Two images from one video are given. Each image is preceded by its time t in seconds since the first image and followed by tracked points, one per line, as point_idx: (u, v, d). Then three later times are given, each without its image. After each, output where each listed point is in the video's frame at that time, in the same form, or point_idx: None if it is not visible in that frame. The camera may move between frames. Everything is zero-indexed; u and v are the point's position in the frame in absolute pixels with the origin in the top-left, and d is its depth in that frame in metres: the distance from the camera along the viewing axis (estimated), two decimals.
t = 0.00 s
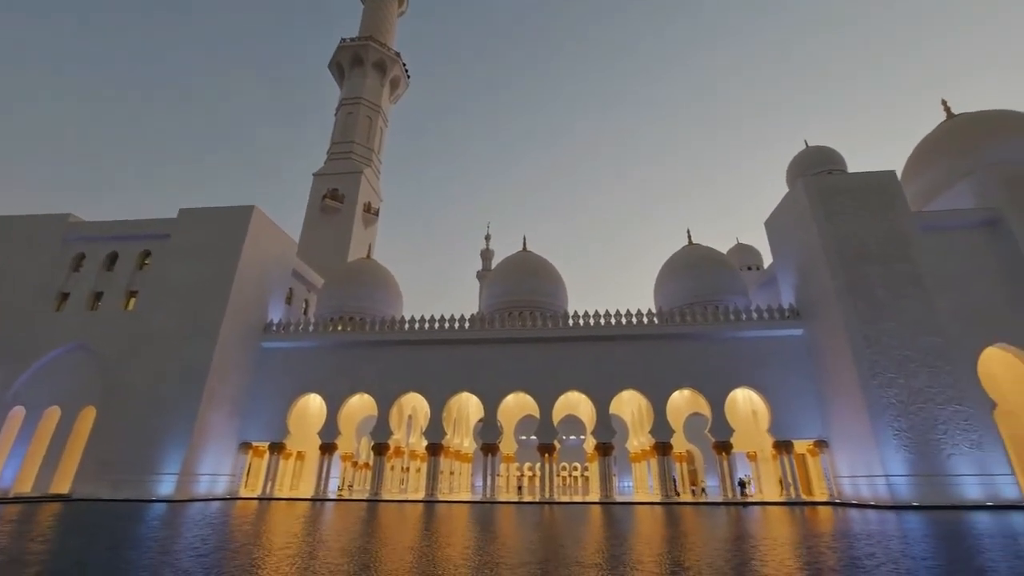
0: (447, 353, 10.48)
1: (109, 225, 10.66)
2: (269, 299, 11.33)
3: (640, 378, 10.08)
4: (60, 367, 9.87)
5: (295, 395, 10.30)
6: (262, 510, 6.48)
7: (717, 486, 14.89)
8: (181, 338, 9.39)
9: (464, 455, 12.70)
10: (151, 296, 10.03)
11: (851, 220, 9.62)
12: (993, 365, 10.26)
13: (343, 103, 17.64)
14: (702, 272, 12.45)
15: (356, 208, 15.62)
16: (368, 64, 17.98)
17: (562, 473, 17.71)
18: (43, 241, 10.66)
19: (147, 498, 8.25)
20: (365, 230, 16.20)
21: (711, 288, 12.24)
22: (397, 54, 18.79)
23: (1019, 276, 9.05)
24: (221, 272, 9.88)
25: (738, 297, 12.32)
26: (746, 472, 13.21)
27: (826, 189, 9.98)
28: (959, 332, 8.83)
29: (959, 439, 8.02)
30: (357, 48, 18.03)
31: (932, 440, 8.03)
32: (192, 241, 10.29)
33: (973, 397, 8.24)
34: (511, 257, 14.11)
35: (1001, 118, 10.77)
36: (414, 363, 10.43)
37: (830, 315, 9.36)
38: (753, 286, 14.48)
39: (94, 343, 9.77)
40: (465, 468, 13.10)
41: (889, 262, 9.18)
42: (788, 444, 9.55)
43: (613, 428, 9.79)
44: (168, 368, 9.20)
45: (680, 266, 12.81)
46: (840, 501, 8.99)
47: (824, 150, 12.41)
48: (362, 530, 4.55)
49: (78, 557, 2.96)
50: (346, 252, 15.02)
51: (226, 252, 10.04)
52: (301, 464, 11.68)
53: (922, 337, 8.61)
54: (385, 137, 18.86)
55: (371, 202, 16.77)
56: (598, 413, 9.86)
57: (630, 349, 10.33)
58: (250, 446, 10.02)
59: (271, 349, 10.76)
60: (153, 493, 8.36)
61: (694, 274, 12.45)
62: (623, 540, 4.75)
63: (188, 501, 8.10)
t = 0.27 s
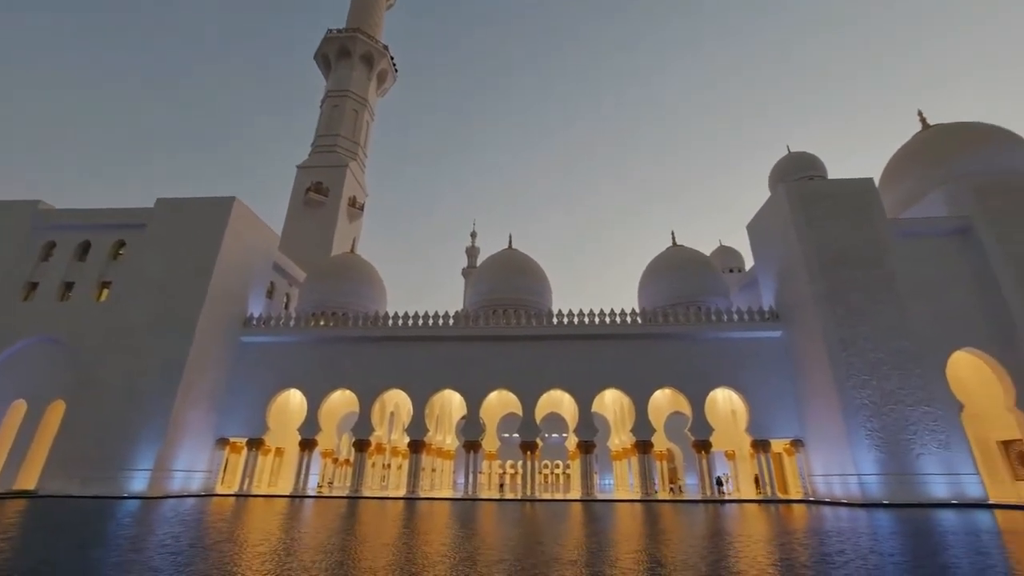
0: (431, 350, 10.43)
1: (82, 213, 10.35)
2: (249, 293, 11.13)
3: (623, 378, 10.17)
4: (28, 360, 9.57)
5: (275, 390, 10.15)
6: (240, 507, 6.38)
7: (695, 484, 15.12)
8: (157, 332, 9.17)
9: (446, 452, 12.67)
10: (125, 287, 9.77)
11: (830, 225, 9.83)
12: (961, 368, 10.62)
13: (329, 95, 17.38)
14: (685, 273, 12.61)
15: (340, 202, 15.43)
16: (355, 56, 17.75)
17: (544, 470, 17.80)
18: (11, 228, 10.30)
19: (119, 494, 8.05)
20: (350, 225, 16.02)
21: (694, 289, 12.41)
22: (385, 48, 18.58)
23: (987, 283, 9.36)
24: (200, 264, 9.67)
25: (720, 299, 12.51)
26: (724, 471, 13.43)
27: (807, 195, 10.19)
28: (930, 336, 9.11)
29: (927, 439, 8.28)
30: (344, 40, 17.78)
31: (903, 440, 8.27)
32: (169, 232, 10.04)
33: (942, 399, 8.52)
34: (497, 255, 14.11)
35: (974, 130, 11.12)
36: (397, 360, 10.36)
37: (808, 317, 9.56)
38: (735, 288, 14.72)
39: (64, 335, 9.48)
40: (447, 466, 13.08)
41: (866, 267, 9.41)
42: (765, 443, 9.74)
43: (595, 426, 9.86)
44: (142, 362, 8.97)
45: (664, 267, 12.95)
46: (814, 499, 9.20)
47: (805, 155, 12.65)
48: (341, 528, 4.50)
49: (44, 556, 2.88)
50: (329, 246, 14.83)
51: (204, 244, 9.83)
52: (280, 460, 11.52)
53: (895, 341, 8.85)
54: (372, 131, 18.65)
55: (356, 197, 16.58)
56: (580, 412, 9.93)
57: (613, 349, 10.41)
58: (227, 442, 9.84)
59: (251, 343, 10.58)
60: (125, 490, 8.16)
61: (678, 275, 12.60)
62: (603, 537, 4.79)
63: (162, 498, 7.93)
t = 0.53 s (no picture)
0: (418, 349, 10.38)
1: (59, 205, 10.09)
2: (233, 289, 10.96)
3: (609, 377, 10.23)
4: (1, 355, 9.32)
5: (258, 388, 10.01)
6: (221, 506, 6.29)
7: (679, 483, 15.28)
8: (136, 327, 8.99)
9: (432, 451, 12.63)
10: (103, 281, 9.55)
11: (814, 228, 10.01)
12: (937, 370, 10.89)
13: (317, 90, 17.18)
14: (671, 273, 12.73)
15: (327, 197, 15.26)
16: (344, 50, 17.56)
17: (530, 469, 17.85)
18: None
19: (95, 494, 7.87)
20: (337, 221, 15.86)
21: (680, 289, 12.53)
22: (374, 43, 18.40)
23: (963, 287, 9.61)
24: (182, 259, 9.49)
25: (705, 299, 12.65)
26: (708, 470, 13.59)
27: (791, 198, 10.35)
28: (908, 338, 9.32)
29: (905, 438, 8.47)
30: (332, 33, 17.58)
31: (881, 440, 8.45)
32: (150, 226, 9.84)
33: (918, 400, 8.73)
34: (485, 253, 14.10)
35: (952, 137, 11.39)
36: (383, 358, 10.29)
37: (791, 318, 9.71)
38: (720, 289, 14.90)
39: (39, 329, 9.25)
40: (432, 464, 13.04)
41: (847, 270, 9.60)
42: (748, 442, 9.88)
43: (581, 425, 9.91)
44: (121, 358, 8.79)
45: (651, 267, 13.07)
46: (795, 497, 9.36)
47: (790, 159, 12.85)
48: (325, 526, 4.46)
49: (16, 557, 2.81)
50: (316, 242, 14.67)
51: (186, 239, 9.65)
52: (263, 459, 11.37)
53: (875, 343, 9.04)
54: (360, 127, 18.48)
55: (344, 193, 16.42)
56: (567, 411, 9.96)
57: (600, 348, 10.46)
58: (209, 440, 9.69)
59: (234, 340, 10.42)
60: (102, 489, 7.99)
61: (664, 275, 12.72)
62: (587, 535, 4.82)
63: (140, 497, 7.78)
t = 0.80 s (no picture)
0: (404, 346, 10.33)
1: (35, 196, 9.82)
2: (215, 284, 10.78)
3: (595, 376, 10.29)
4: None
5: (240, 385, 9.87)
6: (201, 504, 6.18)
7: (663, 481, 15.43)
8: (114, 322, 8.79)
9: (418, 449, 12.58)
10: (80, 274, 9.32)
11: (797, 231, 10.17)
12: (914, 372, 11.15)
13: (304, 83, 16.96)
14: (658, 274, 12.85)
15: (314, 193, 15.08)
16: (332, 44, 17.35)
17: (515, 468, 17.90)
18: None
19: (70, 492, 7.69)
20: (323, 216, 15.70)
21: (666, 290, 12.65)
22: (363, 37, 18.21)
23: (940, 291, 9.85)
24: (163, 253, 9.30)
25: (691, 300, 12.78)
26: (691, 468, 13.75)
27: (776, 201, 10.50)
28: (886, 341, 9.53)
29: (881, 439, 8.67)
30: (320, 26, 17.35)
31: (859, 439, 8.64)
32: (130, 218, 9.63)
33: (895, 401, 8.94)
34: (473, 251, 14.07)
35: (931, 144, 11.67)
36: (369, 355, 10.22)
37: (774, 320, 9.87)
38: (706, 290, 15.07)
39: (12, 323, 9.00)
40: (417, 462, 12.99)
41: (829, 273, 9.78)
42: (730, 441, 10.02)
43: (567, 424, 9.96)
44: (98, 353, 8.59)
45: (638, 268, 13.17)
46: (775, 496, 9.52)
47: (775, 164, 13.04)
48: (308, 525, 4.41)
49: None
50: (301, 238, 14.50)
51: (167, 232, 9.46)
52: (245, 456, 11.22)
53: (854, 345, 9.23)
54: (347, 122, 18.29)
55: (331, 188, 16.24)
56: (553, 410, 10.00)
57: (586, 347, 10.51)
58: (189, 438, 9.52)
59: (217, 336, 10.25)
60: (76, 487, 7.80)
61: (651, 276, 12.83)
62: (571, 533, 4.84)
63: (116, 495, 7.62)
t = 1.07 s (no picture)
0: (393, 343, 10.28)
1: (12, 186, 9.57)
2: (200, 278, 10.62)
3: (583, 374, 10.33)
4: None
5: (225, 381, 9.74)
6: (185, 501, 6.10)
7: (650, 479, 15.57)
8: (95, 316, 8.62)
9: (406, 446, 12.54)
10: (59, 268, 9.12)
11: (784, 232, 10.30)
12: (895, 371, 11.37)
13: (292, 76, 16.75)
14: (647, 272, 12.93)
15: (302, 187, 14.91)
16: (321, 37, 17.15)
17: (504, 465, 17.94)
18: None
19: (48, 489, 7.54)
20: (311, 211, 15.53)
21: (655, 288, 12.74)
22: (353, 30, 17.99)
23: (921, 292, 10.05)
24: (147, 246, 9.14)
25: (680, 299, 12.88)
26: (677, 466, 13.86)
27: (763, 202, 10.62)
28: (869, 341, 9.70)
29: (863, 436, 8.84)
30: (309, 18, 17.13)
31: (841, 437, 8.80)
32: (112, 210, 9.44)
33: (877, 399, 9.11)
34: (463, 248, 14.03)
35: (914, 148, 11.89)
36: (357, 352, 10.15)
37: (760, 319, 9.99)
38: (694, 289, 15.21)
39: None
40: (406, 459, 12.96)
41: (814, 274, 9.92)
42: (717, 439, 10.13)
43: (555, 421, 10.00)
44: (78, 348, 8.42)
45: (627, 266, 13.24)
46: (760, 492, 9.66)
47: (763, 165, 13.17)
48: (294, 523, 4.36)
49: None
50: (289, 233, 14.34)
51: (151, 225, 9.29)
52: (230, 453, 11.08)
53: (838, 344, 9.38)
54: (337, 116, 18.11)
55: (319, 183, 16.07)
56: (541, 407, 10.03)
57: (575, 345, 10.55)
58: (172, 434, 9.39)
59: (201, 331, 10.11)
60: (55, 484, 7.65)
61: (640, 274, 12.91)
62: (559, 530, 4.86)
63: (97, 493, 7.49)
